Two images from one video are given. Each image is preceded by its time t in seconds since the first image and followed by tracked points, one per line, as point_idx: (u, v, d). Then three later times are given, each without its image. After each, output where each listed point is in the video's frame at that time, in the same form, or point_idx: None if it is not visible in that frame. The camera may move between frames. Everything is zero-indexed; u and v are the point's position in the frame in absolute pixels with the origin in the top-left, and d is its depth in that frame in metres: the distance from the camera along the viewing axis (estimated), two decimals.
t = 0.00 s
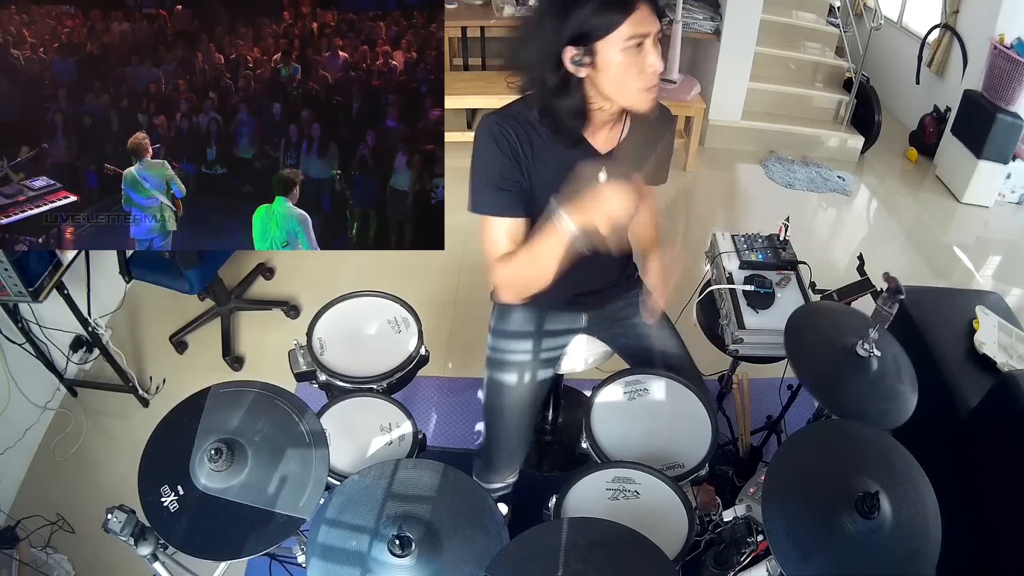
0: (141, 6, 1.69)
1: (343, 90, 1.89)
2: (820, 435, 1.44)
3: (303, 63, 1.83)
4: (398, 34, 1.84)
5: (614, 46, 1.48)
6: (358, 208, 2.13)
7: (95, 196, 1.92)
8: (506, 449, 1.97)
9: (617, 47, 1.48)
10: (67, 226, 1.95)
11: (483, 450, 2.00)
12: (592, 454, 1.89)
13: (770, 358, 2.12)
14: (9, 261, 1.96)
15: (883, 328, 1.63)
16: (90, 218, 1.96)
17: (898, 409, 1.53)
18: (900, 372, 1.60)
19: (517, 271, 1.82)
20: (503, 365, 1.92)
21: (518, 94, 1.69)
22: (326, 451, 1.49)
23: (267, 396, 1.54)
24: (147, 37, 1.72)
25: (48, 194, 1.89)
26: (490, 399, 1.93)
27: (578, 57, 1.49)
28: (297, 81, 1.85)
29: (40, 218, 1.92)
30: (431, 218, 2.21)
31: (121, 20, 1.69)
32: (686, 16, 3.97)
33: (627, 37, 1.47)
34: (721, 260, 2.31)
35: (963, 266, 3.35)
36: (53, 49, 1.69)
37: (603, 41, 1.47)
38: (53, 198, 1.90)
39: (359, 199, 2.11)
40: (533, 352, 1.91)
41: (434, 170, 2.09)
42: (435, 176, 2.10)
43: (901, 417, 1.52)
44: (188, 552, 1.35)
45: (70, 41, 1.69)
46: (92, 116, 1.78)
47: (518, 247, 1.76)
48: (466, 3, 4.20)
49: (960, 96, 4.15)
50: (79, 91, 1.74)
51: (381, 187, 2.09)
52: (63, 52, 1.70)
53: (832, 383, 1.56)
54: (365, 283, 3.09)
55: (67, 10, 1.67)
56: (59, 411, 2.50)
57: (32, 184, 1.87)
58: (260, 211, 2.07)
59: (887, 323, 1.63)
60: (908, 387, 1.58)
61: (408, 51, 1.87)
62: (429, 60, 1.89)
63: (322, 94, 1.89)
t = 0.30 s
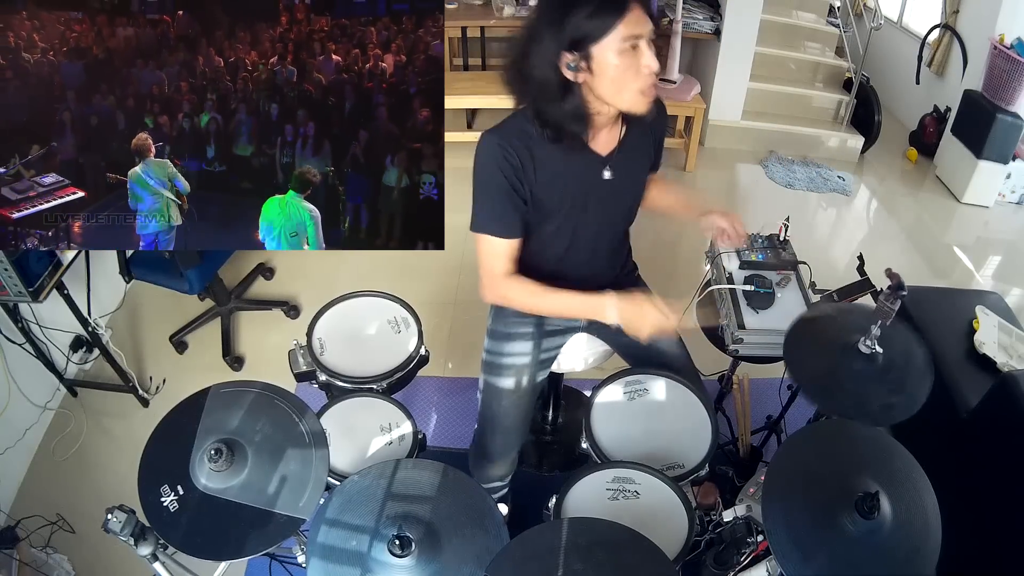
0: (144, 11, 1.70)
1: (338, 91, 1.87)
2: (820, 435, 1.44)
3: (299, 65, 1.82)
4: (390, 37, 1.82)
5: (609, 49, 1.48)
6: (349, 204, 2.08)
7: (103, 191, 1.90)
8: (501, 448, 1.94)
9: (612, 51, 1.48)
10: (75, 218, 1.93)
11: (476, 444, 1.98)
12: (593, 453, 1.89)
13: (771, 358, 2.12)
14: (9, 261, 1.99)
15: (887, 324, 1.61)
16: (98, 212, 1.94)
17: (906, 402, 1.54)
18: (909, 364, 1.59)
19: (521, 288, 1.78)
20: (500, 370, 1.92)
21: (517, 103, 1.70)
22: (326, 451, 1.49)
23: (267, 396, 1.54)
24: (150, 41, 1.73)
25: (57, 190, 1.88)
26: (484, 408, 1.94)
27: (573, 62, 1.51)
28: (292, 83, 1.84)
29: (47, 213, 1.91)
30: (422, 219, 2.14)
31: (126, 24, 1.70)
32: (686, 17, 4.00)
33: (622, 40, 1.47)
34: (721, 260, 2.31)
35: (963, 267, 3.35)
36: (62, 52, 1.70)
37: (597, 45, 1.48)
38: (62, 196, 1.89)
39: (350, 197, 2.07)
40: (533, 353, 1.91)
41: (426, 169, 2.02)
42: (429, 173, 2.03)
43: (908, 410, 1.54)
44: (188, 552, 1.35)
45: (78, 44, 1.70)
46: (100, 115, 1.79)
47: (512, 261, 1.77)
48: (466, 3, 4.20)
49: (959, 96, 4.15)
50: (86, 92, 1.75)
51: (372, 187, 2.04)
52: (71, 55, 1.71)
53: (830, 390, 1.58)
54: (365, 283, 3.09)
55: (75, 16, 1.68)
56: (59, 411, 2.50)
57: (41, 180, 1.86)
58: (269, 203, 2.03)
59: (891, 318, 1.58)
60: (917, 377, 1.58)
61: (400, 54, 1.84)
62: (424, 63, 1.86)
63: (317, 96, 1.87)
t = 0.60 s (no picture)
0: (148, 16, 1.71)
1: (334, 93, 1.90)
2: (820, 435, 1.44)
3: (296, 67, 1.84)
4: (381, 42, 1.85)
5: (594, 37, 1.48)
6: (342, 200, 2.11)
7: (107, 186, 1.92)
8: (505, 448, 1.95)
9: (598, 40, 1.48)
10: (82, 213, 1.94)
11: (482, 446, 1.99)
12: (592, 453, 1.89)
13: (771, 358, 2.12)
14: (9, 261, 1.96)
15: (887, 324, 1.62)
16: (102, 210, 1.96)
17: (903, 404, 1.54)
18: (907, 370, 1.59)
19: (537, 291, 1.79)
20: (502, 365, 1.92)
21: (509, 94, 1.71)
22: (326, 451, 1.49)
23: (267, 396, 1.54)
24: (154, 44, 1.74)
25: (65, 187, 1.89)
26: (489, 409, 1.94)
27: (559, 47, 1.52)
28: (288, 84, 1.86)
29: (53, 210, 1.91)
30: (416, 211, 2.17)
31: (131, 28, 1.71)
32: (686, 16, 4.00)
33: (609, 31, 1.47)
34: (721, 260, 2.31)
35: (963, 266, 3.35)
36: (69, 54, 1.71)
37: (584, 32, 1.48)
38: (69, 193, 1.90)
39: (345, 193, 2.09)
40: (534, 351, 1.91)
41: (415, 167, 2.06)
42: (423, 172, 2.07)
43: (904, 413, 1.54)
44: (188, 553, 1.35)
45: (86, 48, 1.71)
46: (104, 116, 1.80)
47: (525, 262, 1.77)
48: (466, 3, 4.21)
49: (959, 96, 4.15)
50: (94, 92, 1.76)
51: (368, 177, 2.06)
52: (78, 59, 1.71)
53: (831, 382, 1.59)
54: (365, 283, 3.09)
55: (82, 20, 1.68)
56: (59, 411, 2.50)
57: (50, 178, 1.86)
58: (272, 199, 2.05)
59: (890, 319, 1.62)
60: (915, 383, 1.58)
61: (392, 57, 1.87)
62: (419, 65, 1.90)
63: (313, 97, 1.89)
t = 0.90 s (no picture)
0: (151, 19, 1.51)
1: (331, 97, 1.65)
2: (821, 435, 1.44)
3: (293, 70, 1.61)
4: (376, 45, 1.61)
5: (579, 49, 1.52)
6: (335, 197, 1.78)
7: (114, 184, 1.68)
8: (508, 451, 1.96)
9: (583, 53, 1.52)
10: (88, 209, 1.70)
11: (483, 451, 2.00)
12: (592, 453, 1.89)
13: (771, 358, 2.12)
14: (9, 261, 1.94)
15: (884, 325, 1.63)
16: (110, 207, 1.72)
17: (901, 406, 1.55)
18: (903, 371, 1.62)
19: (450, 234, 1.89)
20: (503, 364, 1.92)
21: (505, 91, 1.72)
22: (326, 451, 1.49)
23: (267, 396, 1.54)
24: (156, 49, 1.53)
25: (73, 184, 1.65)
26: (489, 410, 1.94)
27: (548, 57, 1.55)
28: (285, 86, 1.63)
29: (57, 210, 1.68)
30: (417, 214, 1.83)
31: (132, 31, 1.50)
32: (686, 17, 3.99)
33: (596, 44, 1.51)
34: (721, 260, 2.31)
35: (963, 266, 3.35)
36: (66, 53, 1.50)
37: (573, 44, 1.51)
38: (78, 191, 1.67)
39: (339, 188, 1.77)
40: (533, 351, 1.92)
41: (406, 164, 1.74)
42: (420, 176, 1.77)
43: (903, 415, 1.54)
44: (188, 552, 1.35)
45: (91, 51, 1.50)
46: (107, 116, 1.58)
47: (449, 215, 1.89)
48: (466, 3, 4.21)
49: (959, 96, 4.14)
50: (98, 94, 1.55)
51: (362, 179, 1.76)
52: (85, 62, 1.51)
53: (832, 382, 1.58)
54: (365, 283, 3.09)
55: (85, 24, 1.48)
56: (59, 411, 2.49)
57: (56, 174, 1.63)
58: (264, 196, 1.76)
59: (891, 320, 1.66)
60: (911, 386, 1.59)
61: (383, 60, 1.62)
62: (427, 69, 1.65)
63: (309, 100, 1.65)
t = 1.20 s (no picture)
0: (155, 26, 1.67)
1: (323, 97, 1.85)
2: (821, 435, 1.44)
3: (288, 72, 1.79)
4: (364, 50, 1.80)
5: (569, 42, 1.57)
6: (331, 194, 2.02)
7: (121, 181, 1.86)
8: (497, 445, 1.93)
9: (573, 44, 1.57)
10: (96, 204, 1.89)
11: (470, 443, 1.95)
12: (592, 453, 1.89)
13: (770, 358, 2.12)
14: (10, 262, 1.95)
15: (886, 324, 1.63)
16: (116, 201, 1.90)
17: (901, 407, 1.55)
18: (904, 368, 1.61)
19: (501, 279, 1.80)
20: (496, 371, 1.92)
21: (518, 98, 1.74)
22: (326, 451, 1.49)
23: (267, 396, 1.54)
24: (160, 52, 1.70)
25: (81, 180, 1.83)
26: (478, 411, 1.93)
27: (546, 47, 1.61)
28: (281, 88, 1.81)
29: (67, 206, 1.86)
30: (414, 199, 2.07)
31: (139, 37, 1.67)
32: (686, 17, 3.99)
33: (585, 34, 1.55)
34: (721, 259, 2.31)
35: (963, 266, 3.35)
36: (81, 58, 1.67)
37: (563, 33, 1.57)
38: (86, 188, 1.85)
39: (331, 182, 1.99)
40: (533, 353, 1.92)
41: (397, 160, 1.97)
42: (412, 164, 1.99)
43: (904, 415, 1.54)
44: (188, 552, 1.35)
45: (99, 56, 1.67)
46: (114, 117, 1.75)
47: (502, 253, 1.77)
48: (466, 3, 4.20)
49: (959, 96, 4.14)
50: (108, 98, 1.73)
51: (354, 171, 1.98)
52: (92, 65, 1.68)
53: (833, 383, 1.58)
54: (364, 283, 3.08)
55: (95, 30, 1.65)
56: (59, 411, 2.49)
57: (67, 171, 1.81)
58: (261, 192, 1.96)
59: (890, 318, 1.68)
60: (912, 382, 1.59)
61: (374, 64, 1.81)
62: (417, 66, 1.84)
63: (302, 100, 1.84)
